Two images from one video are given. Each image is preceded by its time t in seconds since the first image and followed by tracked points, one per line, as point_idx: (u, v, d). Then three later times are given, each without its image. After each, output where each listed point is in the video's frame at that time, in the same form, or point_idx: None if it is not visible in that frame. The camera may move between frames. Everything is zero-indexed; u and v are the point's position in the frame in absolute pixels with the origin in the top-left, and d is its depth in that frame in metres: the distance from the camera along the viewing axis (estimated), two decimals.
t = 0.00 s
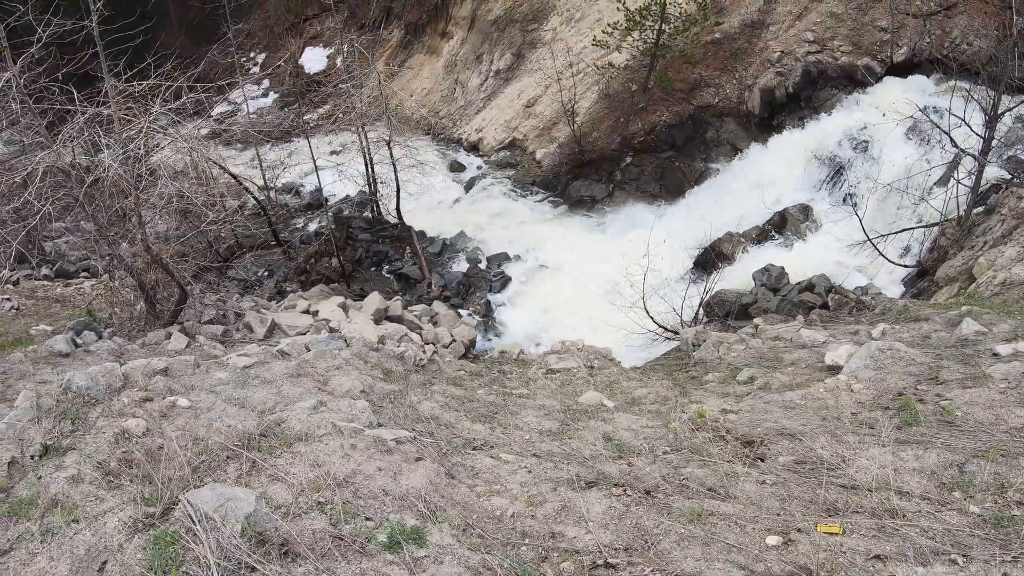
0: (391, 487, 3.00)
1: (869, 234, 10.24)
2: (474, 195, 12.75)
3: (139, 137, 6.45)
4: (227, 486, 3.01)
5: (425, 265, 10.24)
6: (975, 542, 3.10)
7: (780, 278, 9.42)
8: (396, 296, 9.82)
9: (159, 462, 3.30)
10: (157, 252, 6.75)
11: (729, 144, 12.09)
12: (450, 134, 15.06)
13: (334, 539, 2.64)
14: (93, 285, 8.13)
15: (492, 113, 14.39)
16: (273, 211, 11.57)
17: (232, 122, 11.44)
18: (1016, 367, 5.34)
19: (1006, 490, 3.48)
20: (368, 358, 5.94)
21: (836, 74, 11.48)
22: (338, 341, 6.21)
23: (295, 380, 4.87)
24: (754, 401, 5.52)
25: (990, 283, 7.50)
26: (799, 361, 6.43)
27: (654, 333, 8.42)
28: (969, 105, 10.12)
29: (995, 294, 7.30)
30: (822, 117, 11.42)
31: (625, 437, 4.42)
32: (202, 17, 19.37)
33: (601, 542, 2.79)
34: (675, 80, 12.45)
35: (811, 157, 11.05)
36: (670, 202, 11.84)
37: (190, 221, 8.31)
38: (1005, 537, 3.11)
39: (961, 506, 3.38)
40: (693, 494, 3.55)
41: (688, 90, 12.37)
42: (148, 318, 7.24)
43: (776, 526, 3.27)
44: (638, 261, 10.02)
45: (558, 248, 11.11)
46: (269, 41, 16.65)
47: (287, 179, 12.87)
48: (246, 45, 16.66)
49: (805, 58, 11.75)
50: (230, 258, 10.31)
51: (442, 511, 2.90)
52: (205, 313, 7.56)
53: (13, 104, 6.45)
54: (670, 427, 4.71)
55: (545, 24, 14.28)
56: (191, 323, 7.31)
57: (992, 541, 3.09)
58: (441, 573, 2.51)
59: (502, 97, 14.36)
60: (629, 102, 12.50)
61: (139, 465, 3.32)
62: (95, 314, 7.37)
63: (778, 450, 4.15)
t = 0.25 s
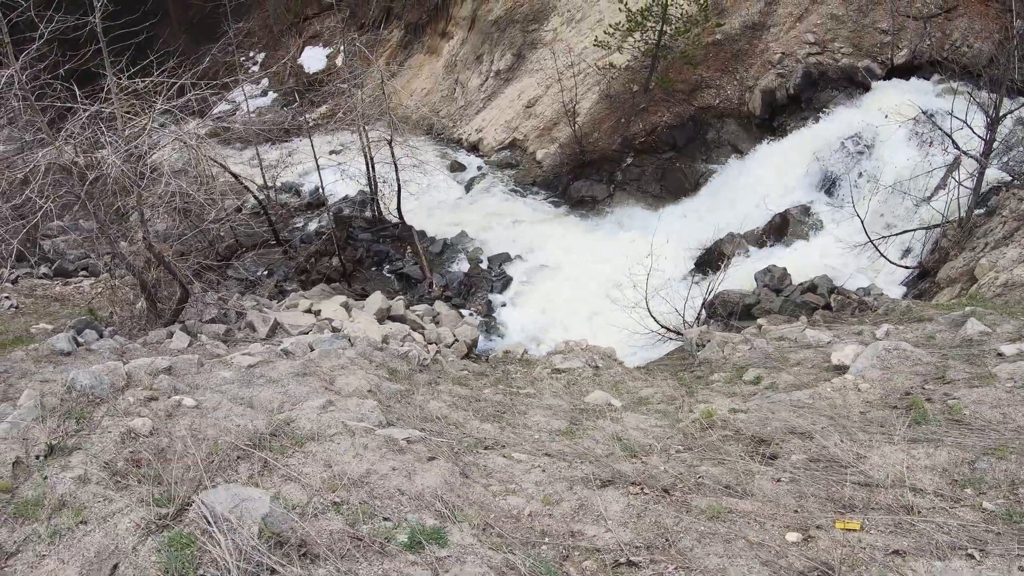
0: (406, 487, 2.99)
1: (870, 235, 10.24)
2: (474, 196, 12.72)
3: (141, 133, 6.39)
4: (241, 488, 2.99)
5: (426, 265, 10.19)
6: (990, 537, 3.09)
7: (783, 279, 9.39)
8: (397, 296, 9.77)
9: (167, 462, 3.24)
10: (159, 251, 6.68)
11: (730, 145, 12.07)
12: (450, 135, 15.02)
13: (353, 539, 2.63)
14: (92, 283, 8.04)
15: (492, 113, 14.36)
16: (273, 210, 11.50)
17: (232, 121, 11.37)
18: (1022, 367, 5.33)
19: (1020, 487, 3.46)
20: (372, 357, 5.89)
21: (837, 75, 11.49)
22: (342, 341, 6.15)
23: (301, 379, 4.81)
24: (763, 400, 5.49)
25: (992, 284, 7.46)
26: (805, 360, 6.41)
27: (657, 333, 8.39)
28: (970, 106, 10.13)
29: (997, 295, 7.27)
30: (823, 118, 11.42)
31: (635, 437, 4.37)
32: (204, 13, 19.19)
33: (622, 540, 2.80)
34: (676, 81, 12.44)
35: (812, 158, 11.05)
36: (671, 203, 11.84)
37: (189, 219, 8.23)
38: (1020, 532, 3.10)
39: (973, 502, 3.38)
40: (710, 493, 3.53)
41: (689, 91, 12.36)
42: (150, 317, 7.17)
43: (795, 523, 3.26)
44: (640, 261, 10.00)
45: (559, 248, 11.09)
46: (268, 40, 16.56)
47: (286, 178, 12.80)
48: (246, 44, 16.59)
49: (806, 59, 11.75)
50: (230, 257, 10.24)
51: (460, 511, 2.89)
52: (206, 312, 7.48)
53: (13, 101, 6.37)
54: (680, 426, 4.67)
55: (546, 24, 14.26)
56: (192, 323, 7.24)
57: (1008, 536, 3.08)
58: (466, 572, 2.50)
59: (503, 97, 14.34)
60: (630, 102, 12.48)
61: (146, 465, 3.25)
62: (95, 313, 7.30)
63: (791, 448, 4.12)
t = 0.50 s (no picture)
0: (425, 488, 2.99)
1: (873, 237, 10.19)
2: (476, 197, 12.69)
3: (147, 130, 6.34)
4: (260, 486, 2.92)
5: (430, 266, 10.16)
6: (1009, 536, 3.07)
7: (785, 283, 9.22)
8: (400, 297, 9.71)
9: (178, 464, 3.18)
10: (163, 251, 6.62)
11: (732, 148, 12.07)
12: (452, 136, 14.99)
13: (376, 542, 2.62)
14: (93, 283, 7.95)
15: (494, 114, 14.35)
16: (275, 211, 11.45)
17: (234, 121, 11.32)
18: None
19: None
20: (379, 357, 5.83)
21: (839, 78, 11.49)
22: (349, 341, 6.09)
23: (309, 379, 4.74)
24: (773, 401, 5.46)
25: (996, 287, 7.39)
26: (813, 362, 6.38)
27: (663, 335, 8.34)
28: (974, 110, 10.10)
29: (1001, 298, 7.19)
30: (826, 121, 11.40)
31: (647, 438, 4.32)
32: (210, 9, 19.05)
33: (646, 541, 2.79)
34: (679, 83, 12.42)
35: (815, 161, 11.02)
36: (673, 205, 11.82)
37: (191, 218, 8.16)
38: None
39: (989, 500, 3.36)
40: (731, 493, 3.50)
41: (692, 93, 12.34)
42: (152, 317, 7.10)
43: (817, 522, 3.25)
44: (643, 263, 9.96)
45: (562, 250, 11.05)
46: (269, 40, 16.54)
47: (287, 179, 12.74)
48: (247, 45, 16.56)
49: (809, 62, 11.74)
50: (231, 257, 10.16)
51: (483, 513, 2.88)
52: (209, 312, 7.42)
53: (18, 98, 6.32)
54: (692, 428, 4.62)
55: (548, 26, 14.27)
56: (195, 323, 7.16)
57: None
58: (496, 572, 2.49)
59: (505, 98, 14.34)
60: (633, 105, 12.47)
61: (157, 466, 3.19)
62: (97, 312, 7.22)
63: (808, 448, 4.07)
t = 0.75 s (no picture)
0: (447, 490, 2.98)
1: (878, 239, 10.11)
2: (479, 198, 12.65)
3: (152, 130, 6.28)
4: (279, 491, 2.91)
5: (433, 266, 10.09)
6: None
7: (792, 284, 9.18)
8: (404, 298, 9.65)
9: (191, 467, 3.12)
10: (167, 250, 6.56)
11: (736, 149, 11.94)
12: (455, 137, 14.96)
13: (402, 546, 2.58)
14: (95, 283, 7.86)
15: (497, 115, 14.34)
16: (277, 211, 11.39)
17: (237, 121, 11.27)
18: None
19: None
20: (387, 358, 5.77)
21: (843, 80, 11.44)
22: (356, 341, 6.02)
23: (318, 380, 4.67)
24: (786, 402, 5.43)
25: (1001, 289, 7.21)
26: (823, 362, 6.33)
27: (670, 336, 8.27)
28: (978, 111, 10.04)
29: (1006, 300, 7.00)
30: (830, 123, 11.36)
31: (662, 439, 4.27)
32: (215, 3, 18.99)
33: (674, 541, 2.77)
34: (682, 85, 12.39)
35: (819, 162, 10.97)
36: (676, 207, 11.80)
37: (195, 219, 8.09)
38: None
39: (1010, 497, 3.30)
40: (754, 492, 3.44)
41: (696, 95, 12.30)
42: (155, 318, 7.01)
43: (841, 520, 3.18)
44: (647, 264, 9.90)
45: (566, 252, 11.00)
46: (272, 41, 16.54)
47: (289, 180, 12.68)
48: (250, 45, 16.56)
49: (813, 64, 11.69)
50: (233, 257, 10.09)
51: (509, 516, 2.85)
52: (213, 311, 7.30)
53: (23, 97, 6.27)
54: (707, 429, 4.57)
55: (551, 27, 14.29)
56: (198, 323, 7.07)
57: None
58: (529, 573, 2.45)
59: (508, 99, 14.34)
60: (636, 106, 12.43)
61: (169, 470, 3.13)
62: (100, 312, 7.14)
63: (826, 449, 4.02)
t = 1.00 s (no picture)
0: (471, 492, 3.01)
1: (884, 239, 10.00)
2: (483, 199, 12.62)
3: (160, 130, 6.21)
4: (301, 496, 2.85)
5: (439, 267, 10.06)
6: None
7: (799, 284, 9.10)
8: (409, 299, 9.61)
9: (208, 472, 3.08)
10: (174, 251, 6.49)
11: (740, 149, 11.93)
12: (458, 137, 14.96)
13: (433, 550, 2.58)
14: (99, 284, 7.79)
15: (500, 116, 14.35)
16: (281, 212, 11.35)
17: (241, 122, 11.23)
18: None
19: None
20: (398, 359, 5.72)
21: (847, 80, 11.41)
22: (365, 342, 5.96)
23: (330, 381, 4.62)
24: (799, 402, 5.41)
25: (1009, 288, 7.03)
26: (835, 362, 6.28)
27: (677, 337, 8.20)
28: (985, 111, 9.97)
29: (1014, 299, 6.85)
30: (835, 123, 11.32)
31: (678, 438, 4.23)
32: None
33: (703, 541, 2.81)
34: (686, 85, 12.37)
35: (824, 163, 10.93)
36: (681, 208, 11.77)
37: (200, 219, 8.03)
38: None
39: None
40: (779, 491, 3.41)
41: (700, 95, 12.29)
42: (160, 319, 6.93)
43: (867, 518, 3.14)
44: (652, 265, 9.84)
45: (570, 253, 10.97)
46: (275, 41, 16.57)
47: (292, 180, 12.64)
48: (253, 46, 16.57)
49: (817, 64, 11.65)
50: (237, 258, 10.04)
51: (537, 518, 2.89)
52: (220, 312, 7.23)
53: (28, 97, 6.21)
54: (722, 428, 4.53)
55: (555, 28, 14.34)
56: (203, 324, 7.00)
57: None
58: None
59: (511, 100, 14.36)
60: (640, 106, 12.40)
61: (184, 474, 3.07)
62: (104, 312, 7.07)
63: (846, 448, 3.99)
